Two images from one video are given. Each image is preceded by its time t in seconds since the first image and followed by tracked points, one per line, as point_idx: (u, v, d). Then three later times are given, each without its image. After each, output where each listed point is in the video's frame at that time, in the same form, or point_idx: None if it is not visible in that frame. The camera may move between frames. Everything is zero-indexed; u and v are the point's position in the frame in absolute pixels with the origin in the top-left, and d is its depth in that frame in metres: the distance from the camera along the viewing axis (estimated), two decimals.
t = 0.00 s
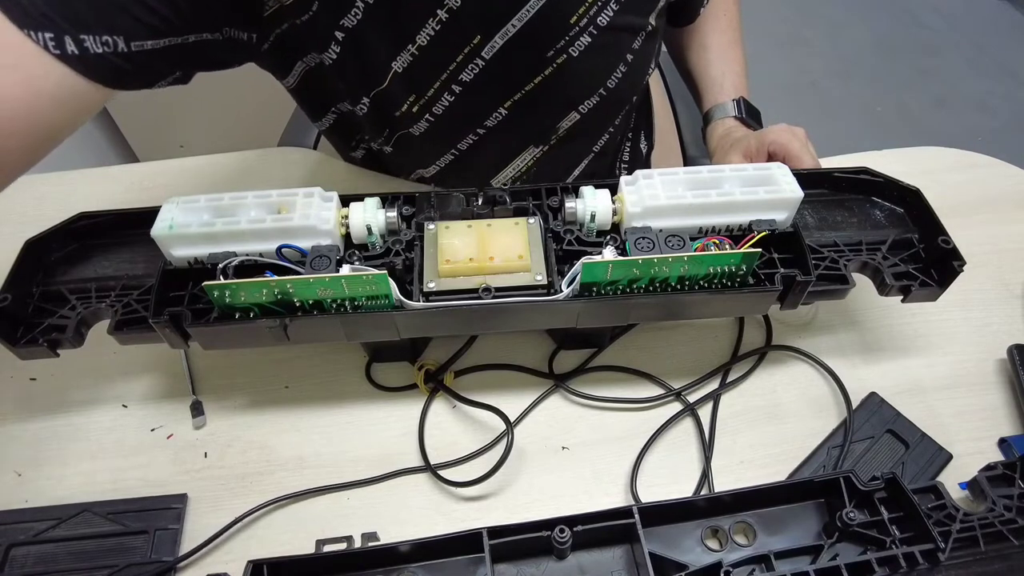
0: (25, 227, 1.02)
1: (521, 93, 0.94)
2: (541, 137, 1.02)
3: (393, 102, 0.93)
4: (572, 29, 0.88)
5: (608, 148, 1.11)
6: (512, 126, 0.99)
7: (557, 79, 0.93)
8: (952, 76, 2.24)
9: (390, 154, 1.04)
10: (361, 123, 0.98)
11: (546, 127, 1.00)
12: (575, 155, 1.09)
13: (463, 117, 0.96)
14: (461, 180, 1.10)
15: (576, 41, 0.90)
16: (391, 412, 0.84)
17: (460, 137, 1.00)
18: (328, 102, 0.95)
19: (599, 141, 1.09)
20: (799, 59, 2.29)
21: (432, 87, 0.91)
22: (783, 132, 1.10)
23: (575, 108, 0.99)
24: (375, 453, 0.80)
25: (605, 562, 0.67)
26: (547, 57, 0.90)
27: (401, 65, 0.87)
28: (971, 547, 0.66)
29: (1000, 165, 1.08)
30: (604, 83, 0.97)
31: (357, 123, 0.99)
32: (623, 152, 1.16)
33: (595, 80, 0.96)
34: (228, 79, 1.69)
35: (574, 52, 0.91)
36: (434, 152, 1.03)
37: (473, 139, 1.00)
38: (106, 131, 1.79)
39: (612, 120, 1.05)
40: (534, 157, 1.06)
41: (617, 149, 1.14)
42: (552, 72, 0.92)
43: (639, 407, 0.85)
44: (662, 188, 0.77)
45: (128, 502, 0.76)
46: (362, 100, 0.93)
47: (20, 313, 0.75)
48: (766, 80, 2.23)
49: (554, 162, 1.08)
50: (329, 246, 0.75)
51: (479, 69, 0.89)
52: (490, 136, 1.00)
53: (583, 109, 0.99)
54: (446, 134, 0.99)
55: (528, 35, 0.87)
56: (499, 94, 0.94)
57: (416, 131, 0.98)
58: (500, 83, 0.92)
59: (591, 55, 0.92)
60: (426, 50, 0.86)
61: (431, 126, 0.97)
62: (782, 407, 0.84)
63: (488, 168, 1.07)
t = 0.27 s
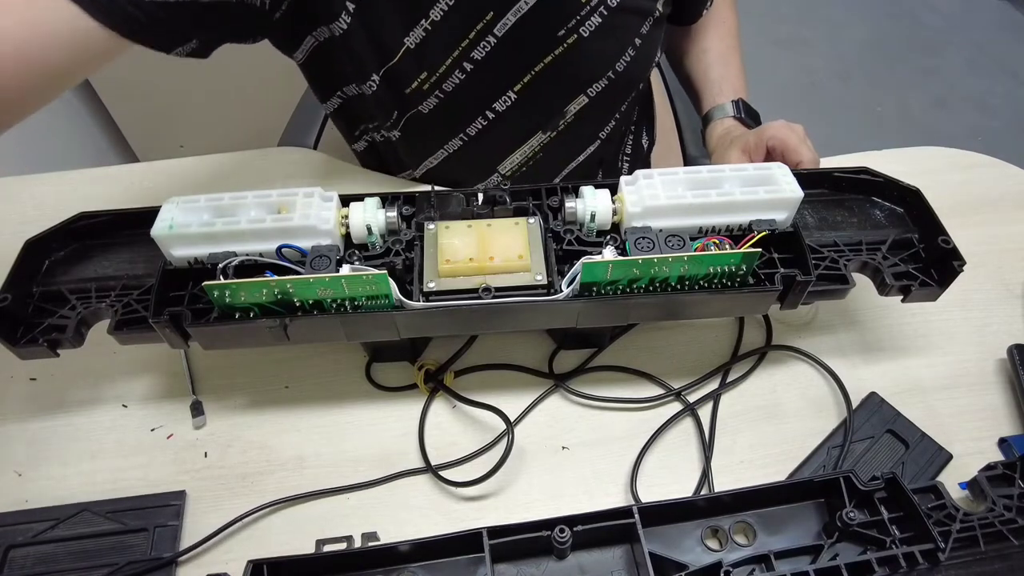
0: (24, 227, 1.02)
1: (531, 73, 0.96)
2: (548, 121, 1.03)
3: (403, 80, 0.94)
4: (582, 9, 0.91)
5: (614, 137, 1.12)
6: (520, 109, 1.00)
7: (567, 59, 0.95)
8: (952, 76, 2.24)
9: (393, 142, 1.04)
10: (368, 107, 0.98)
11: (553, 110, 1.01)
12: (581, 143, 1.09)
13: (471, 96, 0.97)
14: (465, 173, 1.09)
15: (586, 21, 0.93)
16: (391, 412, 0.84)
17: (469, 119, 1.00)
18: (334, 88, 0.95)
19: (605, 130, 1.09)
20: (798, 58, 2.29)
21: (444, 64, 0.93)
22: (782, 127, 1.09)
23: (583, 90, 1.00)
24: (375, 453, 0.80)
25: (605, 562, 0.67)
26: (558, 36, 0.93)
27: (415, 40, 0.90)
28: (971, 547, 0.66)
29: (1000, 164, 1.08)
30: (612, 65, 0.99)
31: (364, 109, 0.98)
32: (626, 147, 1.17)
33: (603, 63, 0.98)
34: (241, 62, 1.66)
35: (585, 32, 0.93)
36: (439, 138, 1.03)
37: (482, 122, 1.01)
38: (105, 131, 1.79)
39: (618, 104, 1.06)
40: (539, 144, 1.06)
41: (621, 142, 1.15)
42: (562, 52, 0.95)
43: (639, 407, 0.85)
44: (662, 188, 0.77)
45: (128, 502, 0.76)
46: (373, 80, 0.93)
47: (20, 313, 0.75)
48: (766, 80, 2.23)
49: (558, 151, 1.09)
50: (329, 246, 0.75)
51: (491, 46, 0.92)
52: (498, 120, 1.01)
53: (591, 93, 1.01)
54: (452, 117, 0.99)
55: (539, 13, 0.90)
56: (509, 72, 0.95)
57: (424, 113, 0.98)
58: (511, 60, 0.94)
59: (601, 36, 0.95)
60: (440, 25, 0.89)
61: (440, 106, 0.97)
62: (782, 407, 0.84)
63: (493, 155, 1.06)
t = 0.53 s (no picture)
0: (24, 228, 1.02)
1: (544, 57, 0.96)
2: (558, 107, 1.04)
3: (415, 55, 0.93)
4: None
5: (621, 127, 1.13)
6: (532, 94, 1.00)
7: (580, 45, 0.96)
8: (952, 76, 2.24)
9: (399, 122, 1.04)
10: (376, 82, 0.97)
11: (563, 96, 1.02)
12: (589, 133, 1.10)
13: (482, 78, 0.97)
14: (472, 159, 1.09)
15: (601, 8, 0.94)
16: (391, 412, 0.84)
17: (480, 102, 1.00)
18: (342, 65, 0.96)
19: (615, 120, 1.09)
20: (798, 58, 2.29)
21: (457, 43, 0.93)
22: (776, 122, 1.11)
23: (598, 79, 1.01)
24: (375, 453, 0.80)
25: (605, 562, 0.67)
26: (572, 21, 0.94)
27: (430, 17, 0.90)
28: (971, 547, 0.66)
29: (1000, 164, 1.08)
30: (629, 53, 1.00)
31: (372, 87, 0.98)
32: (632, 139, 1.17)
33: (615, 50, 0.99)
34: (269, 44, 1.64)
35: (599, 18, 0.95)
36: (448, 121, 1.03)
37: (493, 107, 1.01)
38: (105, 131, 1.79)
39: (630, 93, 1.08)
40: (549, 131, 1.07)
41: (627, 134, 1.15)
42: (575, 37, 0.95)
43: (639, 407, 0.85)
44: (662, 188, 0.77)
45: (128, 502, 0.76)
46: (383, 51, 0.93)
47: (20, 313, 0.75)
48: (767, 79, 2.23)
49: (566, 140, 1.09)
50: (329, 246, 0.75)
51: (506, 28, 0.92)
52: (511, 102, 1.01)
53: (603, 80, 1.02)
54: (462, 99, 0.99)
55: None
56: (523, 55, 0.95)
57: (436, 93, 0.98)
58: (525, 43, 0.94)
59: (614, 23, 0.96)
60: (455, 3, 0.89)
61: (450, 87, 0.97)
62: (782, 407, 0.84)
63: (500, 144, 1.07)
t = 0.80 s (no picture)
0: (24, 228, 1.02)
1: (542, 42, 1.03)
2: (556, 93, 1.10)
3: (419, 21, 1.03)
4: None
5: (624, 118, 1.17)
6: (527, 78, 1.07)
7: (579, 32, 1.02)
8: (952, 76, 2.24)
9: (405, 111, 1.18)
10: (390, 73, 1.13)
11: (561, 82, 1.08)
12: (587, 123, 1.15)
13: (484, 53, 1.04)
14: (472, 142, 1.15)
15: None
16: (391, 412, 0.84)
17: (479, 83, 1.07)
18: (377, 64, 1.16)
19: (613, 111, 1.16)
20: (799, 58, 2.29)
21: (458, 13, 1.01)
22: (684, 96, 1.14)
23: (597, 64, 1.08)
24: (375, 453, 0.80)
25: (605, 562, 0.67)
26: (572, 8, 1.01)
27: None
28: (971, 547, 0.66)
29: (1000, 164, 1.08)
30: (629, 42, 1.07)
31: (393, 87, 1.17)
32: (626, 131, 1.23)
33: (613, 40, 1.05)
34: (271, 46, 1.64)
35: (598, 8, 1.01)
36: (449, 99, 1.10)
37: (490, 91, 1.08)
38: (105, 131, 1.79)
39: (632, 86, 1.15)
40: (545, 117, 1.12)
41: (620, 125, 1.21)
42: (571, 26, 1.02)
43: (639, 407, 0.85)
44: (662, 188, 0.77)
45: (128, 501, 0.76)
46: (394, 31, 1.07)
47: (20, 313, 0.75)
48: (768, 80, 2.22)
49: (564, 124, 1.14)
50: (328, 246, 0.75)
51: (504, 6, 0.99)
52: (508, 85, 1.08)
53: (601, 71, 1.08)
54: (464, 70, 1.06)
55: None
56: (520, 39, 1.03)
57: (434, 65, 1.06)
58: (522, 26, 1.01)
59: (612, 17, 1.03)
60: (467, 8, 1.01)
61: (450, 57, 1.05)
62: (782, 407, 0.84)
63: (498, 125, 1.12)
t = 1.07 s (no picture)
0: (24, 228, 1.02)
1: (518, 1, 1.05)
2: (535, 54, 1.11)
3: None
4: None
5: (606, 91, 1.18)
6: (504, 34, 1.09)
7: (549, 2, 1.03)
8: (952, 76, 2.24)
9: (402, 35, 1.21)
10: None
11: (533, 47, 1.10)
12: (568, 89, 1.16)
13: None
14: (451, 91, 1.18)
15: None
16: (391, 412, 0.84)
17: (459, 31, 1.10)
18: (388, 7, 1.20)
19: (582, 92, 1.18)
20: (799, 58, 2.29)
21: None
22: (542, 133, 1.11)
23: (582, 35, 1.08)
24: (375, 453, 0.80)
25: (605, 562, 0.67)
26: None
27: None
28: (971, 547, 0.66)
29: (1000, 164, 1.08)
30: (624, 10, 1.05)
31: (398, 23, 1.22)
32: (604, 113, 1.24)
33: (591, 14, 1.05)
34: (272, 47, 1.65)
35: None
36: (435, 43, 1.13)
37: (470, 38, 1.10)
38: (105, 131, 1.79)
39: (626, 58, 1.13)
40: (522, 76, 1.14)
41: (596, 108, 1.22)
42: None
43: (639, 407, 0.85)
44: (662, 188, 0.77)
45: (128, 501, 0.76)
46: None
47: (20, 313, 0.75)
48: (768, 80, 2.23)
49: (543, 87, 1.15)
50: (329, 245, 0.75)
51: None
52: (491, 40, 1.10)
53: (566, 49, 1.10)
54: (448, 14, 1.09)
55: None
56: None
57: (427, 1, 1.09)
58: None
59: None
60: None
61: None
62: (782, 407, 0.84)
63: (475, 76, 1.15)
